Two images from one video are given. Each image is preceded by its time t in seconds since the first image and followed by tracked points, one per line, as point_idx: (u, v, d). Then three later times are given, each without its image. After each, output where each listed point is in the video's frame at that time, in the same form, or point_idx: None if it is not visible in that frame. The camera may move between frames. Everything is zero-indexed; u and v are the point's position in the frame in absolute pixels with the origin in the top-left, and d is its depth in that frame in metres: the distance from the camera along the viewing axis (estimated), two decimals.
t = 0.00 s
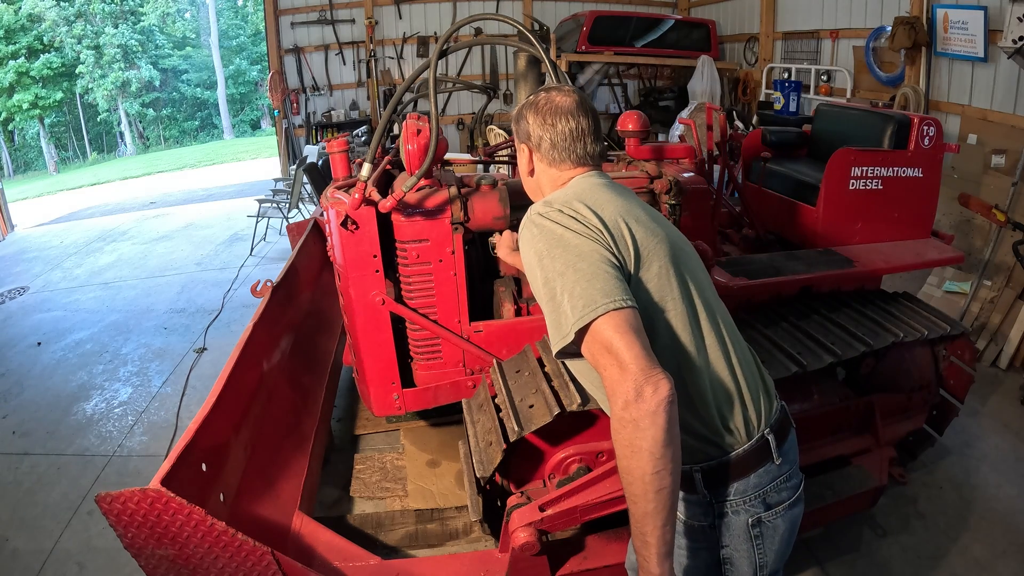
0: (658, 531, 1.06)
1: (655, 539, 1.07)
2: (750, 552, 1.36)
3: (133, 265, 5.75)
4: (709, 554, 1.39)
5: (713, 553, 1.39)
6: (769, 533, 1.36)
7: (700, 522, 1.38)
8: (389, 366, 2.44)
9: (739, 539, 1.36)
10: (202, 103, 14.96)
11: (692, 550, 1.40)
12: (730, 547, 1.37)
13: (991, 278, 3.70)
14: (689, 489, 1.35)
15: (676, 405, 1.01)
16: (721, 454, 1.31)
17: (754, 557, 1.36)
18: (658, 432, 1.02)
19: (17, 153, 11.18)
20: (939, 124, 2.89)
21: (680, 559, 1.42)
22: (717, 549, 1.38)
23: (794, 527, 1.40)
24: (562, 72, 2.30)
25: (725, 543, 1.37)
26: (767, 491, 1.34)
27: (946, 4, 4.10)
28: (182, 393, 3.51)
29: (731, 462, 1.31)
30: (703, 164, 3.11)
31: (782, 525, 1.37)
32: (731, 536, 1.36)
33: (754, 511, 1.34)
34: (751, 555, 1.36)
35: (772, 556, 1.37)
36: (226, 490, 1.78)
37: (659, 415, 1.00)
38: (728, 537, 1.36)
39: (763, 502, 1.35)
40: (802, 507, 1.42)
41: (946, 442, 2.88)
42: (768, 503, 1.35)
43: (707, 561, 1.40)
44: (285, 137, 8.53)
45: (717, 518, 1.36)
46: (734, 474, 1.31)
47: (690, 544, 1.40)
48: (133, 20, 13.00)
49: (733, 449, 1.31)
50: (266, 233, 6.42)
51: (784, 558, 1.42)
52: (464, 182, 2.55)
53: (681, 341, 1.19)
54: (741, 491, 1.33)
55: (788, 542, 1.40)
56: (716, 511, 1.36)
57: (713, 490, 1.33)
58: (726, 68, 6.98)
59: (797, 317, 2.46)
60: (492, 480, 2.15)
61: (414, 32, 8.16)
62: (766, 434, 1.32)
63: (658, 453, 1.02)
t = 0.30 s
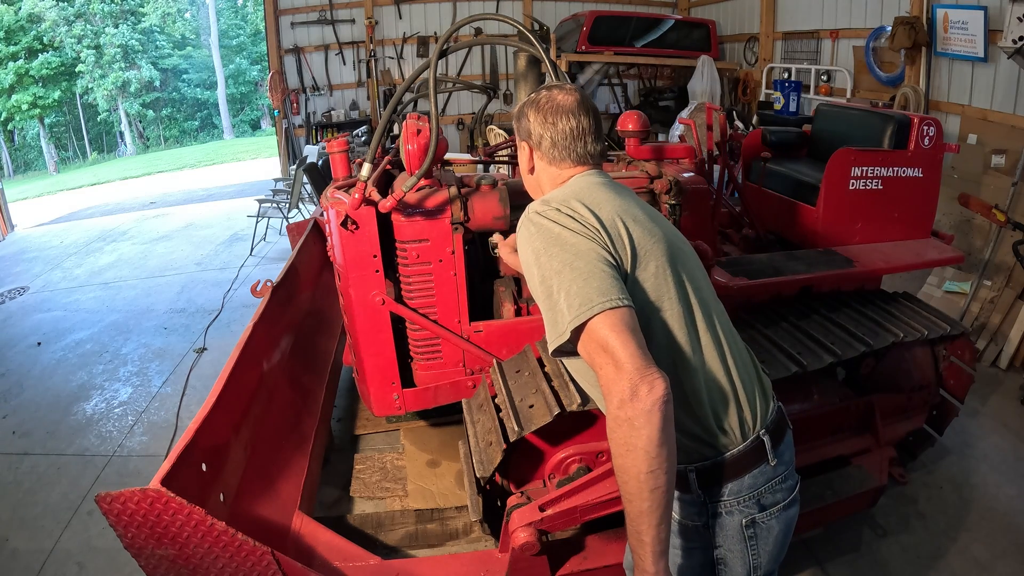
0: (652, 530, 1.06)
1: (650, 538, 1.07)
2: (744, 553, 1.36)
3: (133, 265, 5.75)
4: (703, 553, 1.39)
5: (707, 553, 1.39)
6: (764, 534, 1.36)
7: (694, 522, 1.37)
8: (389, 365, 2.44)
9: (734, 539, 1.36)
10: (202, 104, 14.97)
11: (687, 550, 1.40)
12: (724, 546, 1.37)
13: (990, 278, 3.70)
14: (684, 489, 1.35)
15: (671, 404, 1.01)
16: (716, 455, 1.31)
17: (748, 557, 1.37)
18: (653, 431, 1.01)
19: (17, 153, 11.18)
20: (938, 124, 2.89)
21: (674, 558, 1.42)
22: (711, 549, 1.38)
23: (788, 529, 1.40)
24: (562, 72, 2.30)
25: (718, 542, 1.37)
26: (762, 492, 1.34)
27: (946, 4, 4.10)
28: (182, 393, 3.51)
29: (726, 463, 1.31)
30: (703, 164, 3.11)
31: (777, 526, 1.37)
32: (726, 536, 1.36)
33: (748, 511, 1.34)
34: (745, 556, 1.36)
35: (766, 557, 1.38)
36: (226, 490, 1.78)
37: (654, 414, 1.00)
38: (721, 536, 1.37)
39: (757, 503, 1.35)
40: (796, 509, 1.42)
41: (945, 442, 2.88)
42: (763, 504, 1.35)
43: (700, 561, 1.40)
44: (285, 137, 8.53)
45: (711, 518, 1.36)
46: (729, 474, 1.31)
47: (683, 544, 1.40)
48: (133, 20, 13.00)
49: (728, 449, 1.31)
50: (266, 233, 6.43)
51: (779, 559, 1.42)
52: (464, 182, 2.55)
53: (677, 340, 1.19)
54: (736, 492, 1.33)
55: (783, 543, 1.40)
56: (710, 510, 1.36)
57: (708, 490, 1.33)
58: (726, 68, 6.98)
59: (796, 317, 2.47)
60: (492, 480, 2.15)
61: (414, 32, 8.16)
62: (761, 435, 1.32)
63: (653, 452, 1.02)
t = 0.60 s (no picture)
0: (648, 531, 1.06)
1: (645, 540, 1.07)
2: (743, 554, 1.36)
3: (133, 265, 5.75)
4: (701, 554, 1.39)
5: (704, 553, 1.39)
6: (762, 535, 1.36)
7: (692, 523, 1.37)
8: (389, 366, 2.44)
9: (732, 540, 1.36)
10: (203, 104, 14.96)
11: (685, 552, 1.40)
12: (722, 547, 1.37)
13: (990, 278, 3.70)
14: (682, 490, 1.34)
15: (667, 406, 1.01)
16: (714, 455, 1.31)
17: (747, 558, 1.36)
18: (647, 433, 1.02)
19: (17, 153, 11.18)
20: (939, 124, 2.89)
21: (672, 559, 1.42)
22: (709, 550, 1.38)
23: (788, 530, 1.40)
24: (562, 73, 2.30)
25: (716, 543, 1.37)
26: (760, 492, 1.34)
27: (947, 4, 4.10)
28: (182, 393, 3.51)
29: (724, 463, 1.31)
30: (703, 164, 3.11)
31: (775, 527, 1.37)
32: (724, 537, 1.36)
33: (747, 512, 1.34)
34: (744, 557, 1.36)
35: (765, 558, 1.37)
36: (226, 490, 1.78)
37: (649, 416, 1.00)
38: (720, 538, 1.36)
39: (756, 504, 1.35)
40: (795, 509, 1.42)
41: (946, 442, 2.88)
42: (761, 504, 1.35)
43: (698, 562, 1.39)
44: (285, 137, 8.53)
45: (709, 519, 1.36)
46: (727, 475, 1.31)
47: (681, 544, 1.40)
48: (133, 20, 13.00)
49: (726, 450, 1.31)
50: (266, 233, 6.42)
51: (778, 560, 1.42)
52: (464, 182, 2.56)
53: (673, 342, 1.19)
54: (734, 492, 1.32)
55: (781, 544, 1.40)
56: (708, 511, 1.35)
57: (706, 491, 1.33)
58: (726, 68, 6.98)
59: (796, 317, 2.47)
60: (492, 480, 2.15)
61: (414, 32, 8.16)
62: (760, 436, 1.32)
63: (648, 454, 1.02)
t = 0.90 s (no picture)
0: (649, 533, 1.06)
1: (647, 543, 1.07)
2: (744, 555, 1.36)
3: (133, 265, 5.75)
4: (703, 555, 1.39)
5: (706, 555, 1.39)
6: (764, 535, 1.36)
7: (693, 524, 1.37)
8: (389, 366, 2.44)
9: (734, 540, 1.36)
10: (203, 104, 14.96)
11: (686, 553, 1.40)
12: (724, 548, 1.37)
13: (991, 278, 3.70)
14: (683, 491, 1.34)
15: (668, 408, 1.01)
16: (715, 456, 1.31)
17: (749, 559, 1.36)
18: (649, 436, 1.01)
19: (17, 153, 11.18)
20: (939, 124, 2.89)
21: (674, 560, 1.42)
22: (710, 551, 1.38)
23: (789, 531, 1.40)
24: (562, 73, 2.30)
25: (718, 544, 1.37)
26: (762, 492, 1.34)
27: (947, 4, 4.10)
28: (182, 393, 3.51)
29: (726, 465, 1.31)
30: (703, 164, 3.11)
31: (777, 527, 1.37)
32: (726, 537, 1.36)
33: (748, 513, 1.35)
34: (745, 558, 1.36)
35: (766, 558, 1.37)
36: (226, 490, 1.78)
37: (650, 418, 1.00)
38: (722, 538, 1.37)
39: (758, 504, 1.35)
40: (797, 509, 1.42)
41: (946, 442, 2.88)
42: (763, 504, 1.35)
43: (700, 562, 1.39)
44: (285, 137, 8.53)
45: (711, 519, 1.36)
46: (728, 476, 1.31)
47: (682, 545, 1.40)
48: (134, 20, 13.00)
49: (727, 451, 1.31)
50: (265, 233, 6.42)
51: (779, 560, 1.42)
52: (464, 182, 2.56)
53: (674, 343, 1.19)
54: (736, 493, 1.33)
55: (783, 544, 1.40)
56: (710, 512, 1.36)
57: (707, 492, 1.33)
58: (726, 68, 6.98)
59: (796, 317, 2.47)
60: (492, 480, 2.15)
61: (414, 32, 8.16)
62: (761, 436, 1.32)
63: (650, 457, 1.02)
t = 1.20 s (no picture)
0: (651, 534, 1.06)
1: (650, 544, 1.07)
2: (745, 555, 1.36)
3: (133, 265, 5.75)
4: (704, 557, 1.38)
5: (707, 556, 1.38)
6: (765, 535, 1.37)
7: (695, 524, 1.37)
8: (389, 365, 2.44)
9: (735, 541, 1.36)
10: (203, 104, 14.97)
11: (688, 555, 1.39)
12: (725, 548, 1.37)
13: (990, 278, 3.70)
14: (684, 491, 1.34)
15: (671, 409, 1.01)
16: (716, 456, 1.31)
17: (750, 558, 1.37)
18: (652, 436, 1.01)
19: (17, 153, 11.18)
20: (938, 124, 2.89)
21: (675, 560, 1.42)
22: (711, 552, 1.38)
23: (789, 531, 1.41)
24: (562, 73, 2.30)
25: (719, 545, 1.37)
26: (763, 493, 1.34)
27: (946, 4, 4.10)
28: (182, 393, 3.51)
29: (728, 465, 1.31)
30: (703, 164, 3.11)
31: (778, 527, 1.38)
32: (727, 538, 1.36)
33: (749, 513, 1.35)
34: (746, 558, 1.36)
35: (767, 558, 1.38)
36: (226, 490, 1.78)
37: (653, 419, 1.00)
38: (723, 539, 1.36)
39: (759, 504, 1.35)
40: (797, 509, 1.42)
41: (946, 442, 2.88)
42: (764, 505, 1.35)
43: (701, 563, 1.39)
44: (285, 137, 8.53)
45: (713, 520, 1.36)
46: (730, 476, 1.31)
47: (683, 545, 1.39)
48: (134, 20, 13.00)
49: (729, 451, 1.31)
50: (266, 233, 6.43)
51: (780, 560, 1.42)
52: (464, 182, 2.56)
53: (676, 344, 1.19)
54: (738, 494, 1.33)
55: (784, 544, 1.40)
56: (712, 512, 1.35)
57: (708, 492, 1.33)
58: (726, 68, 6.98)
59: (796, 317, 2.47)
60: (492, 480, 2.15)
61: (414, 32, 8.16)
62: (763, 436, 1.32)
63: (652, 457, 1.02)
